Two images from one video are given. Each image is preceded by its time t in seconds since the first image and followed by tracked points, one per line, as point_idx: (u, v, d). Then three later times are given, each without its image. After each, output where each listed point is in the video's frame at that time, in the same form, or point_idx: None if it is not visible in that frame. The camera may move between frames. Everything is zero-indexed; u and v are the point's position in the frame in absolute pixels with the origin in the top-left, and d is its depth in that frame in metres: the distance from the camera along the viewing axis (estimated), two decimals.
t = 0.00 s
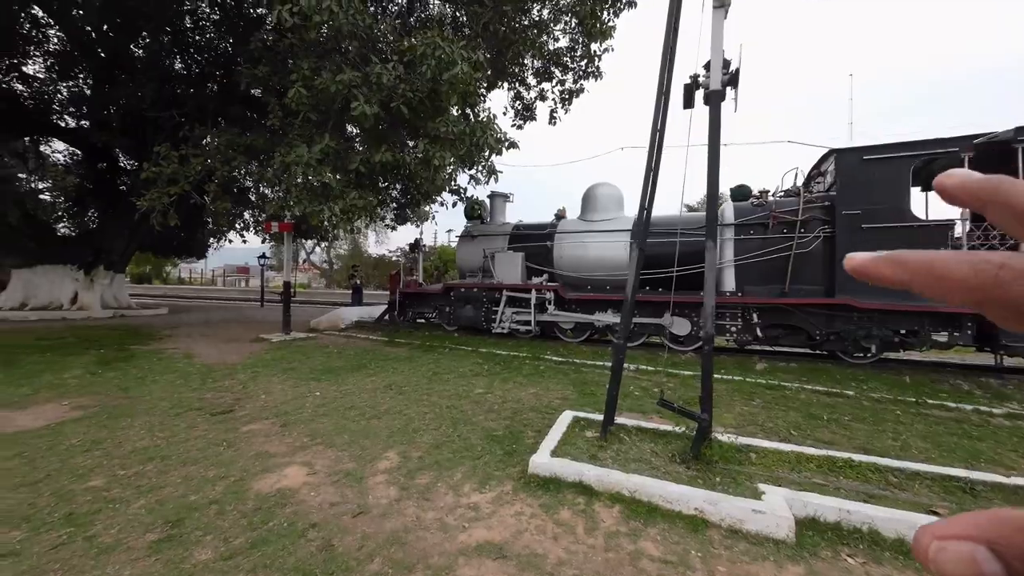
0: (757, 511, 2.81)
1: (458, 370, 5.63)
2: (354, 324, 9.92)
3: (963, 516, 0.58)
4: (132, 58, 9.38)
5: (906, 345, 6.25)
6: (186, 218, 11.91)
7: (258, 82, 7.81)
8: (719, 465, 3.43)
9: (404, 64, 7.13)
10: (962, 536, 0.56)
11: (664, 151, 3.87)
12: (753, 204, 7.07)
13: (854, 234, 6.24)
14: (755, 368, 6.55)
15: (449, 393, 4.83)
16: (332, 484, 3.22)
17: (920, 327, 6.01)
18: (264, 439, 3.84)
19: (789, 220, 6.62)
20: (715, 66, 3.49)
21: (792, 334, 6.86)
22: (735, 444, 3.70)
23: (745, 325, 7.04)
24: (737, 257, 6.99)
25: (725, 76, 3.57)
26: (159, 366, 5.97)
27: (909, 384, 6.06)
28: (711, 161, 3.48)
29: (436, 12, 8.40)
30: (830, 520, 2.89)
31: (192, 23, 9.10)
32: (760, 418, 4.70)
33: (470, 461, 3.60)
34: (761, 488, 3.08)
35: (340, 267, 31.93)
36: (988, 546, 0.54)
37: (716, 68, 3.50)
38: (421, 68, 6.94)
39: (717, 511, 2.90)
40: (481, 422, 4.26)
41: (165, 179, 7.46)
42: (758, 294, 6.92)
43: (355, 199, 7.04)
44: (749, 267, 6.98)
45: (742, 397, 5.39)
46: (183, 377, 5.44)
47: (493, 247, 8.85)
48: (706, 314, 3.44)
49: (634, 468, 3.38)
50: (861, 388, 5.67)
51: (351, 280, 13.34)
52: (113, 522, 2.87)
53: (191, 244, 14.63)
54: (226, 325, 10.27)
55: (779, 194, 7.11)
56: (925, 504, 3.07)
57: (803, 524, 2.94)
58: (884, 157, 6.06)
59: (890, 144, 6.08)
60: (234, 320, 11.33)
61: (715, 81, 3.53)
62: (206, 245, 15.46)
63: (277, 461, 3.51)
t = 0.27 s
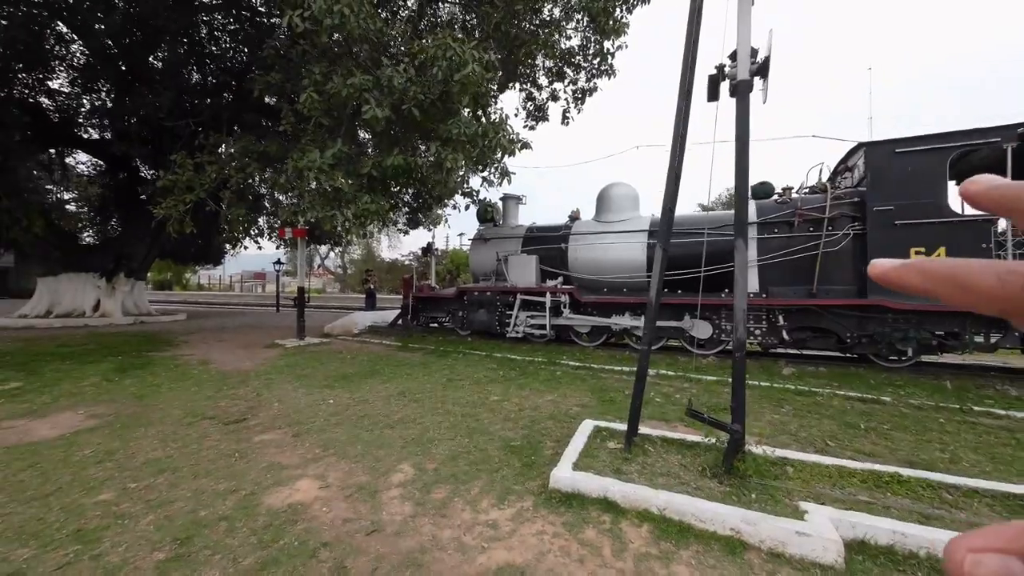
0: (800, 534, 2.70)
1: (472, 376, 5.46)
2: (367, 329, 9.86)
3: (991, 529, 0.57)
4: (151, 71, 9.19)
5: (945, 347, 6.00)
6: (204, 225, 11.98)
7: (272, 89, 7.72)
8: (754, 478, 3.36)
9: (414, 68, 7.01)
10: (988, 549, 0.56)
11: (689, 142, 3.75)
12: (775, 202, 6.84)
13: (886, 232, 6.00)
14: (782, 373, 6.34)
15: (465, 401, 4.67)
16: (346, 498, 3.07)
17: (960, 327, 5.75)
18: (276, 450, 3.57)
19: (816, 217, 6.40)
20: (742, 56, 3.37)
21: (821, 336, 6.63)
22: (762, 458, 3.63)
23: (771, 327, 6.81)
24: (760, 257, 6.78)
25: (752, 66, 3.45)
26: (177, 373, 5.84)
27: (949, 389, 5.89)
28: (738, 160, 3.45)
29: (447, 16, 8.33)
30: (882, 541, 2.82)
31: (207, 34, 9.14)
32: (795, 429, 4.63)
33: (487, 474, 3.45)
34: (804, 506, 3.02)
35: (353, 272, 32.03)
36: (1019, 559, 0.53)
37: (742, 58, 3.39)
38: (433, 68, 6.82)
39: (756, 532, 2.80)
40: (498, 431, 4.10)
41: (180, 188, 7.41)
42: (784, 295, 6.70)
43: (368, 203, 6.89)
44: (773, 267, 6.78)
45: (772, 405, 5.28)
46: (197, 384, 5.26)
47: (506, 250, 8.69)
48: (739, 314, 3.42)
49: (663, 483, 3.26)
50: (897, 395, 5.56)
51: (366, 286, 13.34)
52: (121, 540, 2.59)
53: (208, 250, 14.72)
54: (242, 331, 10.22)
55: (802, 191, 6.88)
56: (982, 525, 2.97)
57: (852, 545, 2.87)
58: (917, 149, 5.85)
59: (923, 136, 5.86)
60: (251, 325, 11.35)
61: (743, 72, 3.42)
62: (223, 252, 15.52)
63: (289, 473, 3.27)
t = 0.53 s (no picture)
0: (834, 552, 2.66)
1: (479, 381, 5.33)
2: (372, 333, 9.75)
3: (950, 466, 0.70)
4: (156, 75, 9.00)
5: (965, 350, 5.90)
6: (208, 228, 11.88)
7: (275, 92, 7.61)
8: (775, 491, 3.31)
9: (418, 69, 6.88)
10: (949, 483, 0.69)
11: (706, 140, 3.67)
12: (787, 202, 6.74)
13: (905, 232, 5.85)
14: (796, 378, 6.21)
15: (472, 407, 4.54)
16: (350, 511, 2.94)
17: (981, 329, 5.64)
18: (279, 459, 3.43)
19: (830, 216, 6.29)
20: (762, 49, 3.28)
21: (835, 339, 6.51)
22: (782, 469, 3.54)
23: (784, 330, 6.69)
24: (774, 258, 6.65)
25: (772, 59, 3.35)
26: (179, 379, 5.71)
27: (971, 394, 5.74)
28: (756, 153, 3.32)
29: (452, 16, 8.24)
30: (919, 560, 2.80)
31: (211, 37, 9.05)
32: (817, 439, 4.55)
33: (497, 485, 3.32)
34: (835, 521, 3.00)
35: (358, 275, 31.93)
36: (969, 490, 0.66)
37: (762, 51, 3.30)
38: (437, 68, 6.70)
39: (785, 550, 2.75)
40: (508, 439, 3.97)
41: (184, 191, 7.28)
42: (798, 297, 6.60)
43: (372, 205, 6.75)
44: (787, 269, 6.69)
45: (788, 411, 5.20)
46: (199, 390, 5.12)
47: (512, 252, 8.55)
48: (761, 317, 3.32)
49: (682, 496, 3.18)
50: (920, 399, 5.45)
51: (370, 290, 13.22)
52: (117, 556, 2.47)
53: (213, 253, 14.63)
54: (246, 334, 10.11)
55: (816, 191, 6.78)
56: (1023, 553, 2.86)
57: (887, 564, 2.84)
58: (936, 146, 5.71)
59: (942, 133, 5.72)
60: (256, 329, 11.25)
61: (762, 65, 3.33)
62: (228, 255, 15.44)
63: (291, 485, 3.13)
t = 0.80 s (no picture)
0: (851, 559, 2.60)
1: (476, 382, 5.19)
2: (365, 332, 9.56)
3: (911, 418, 0.72)
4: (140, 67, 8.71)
5: (962, 349, 5.89)
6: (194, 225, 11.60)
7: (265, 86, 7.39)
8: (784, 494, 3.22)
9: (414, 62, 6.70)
10: (908, 434, 0.71)
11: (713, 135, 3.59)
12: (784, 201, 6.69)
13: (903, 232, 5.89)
14: (795, 378, 6.16)
15: (470, 408, 4.41)
16: (347, 519, 2.80)
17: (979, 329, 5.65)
18: (270, 464, 3.27)
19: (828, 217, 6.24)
20: (772, 43, 3.20)
21: (832, 339, 6.48)
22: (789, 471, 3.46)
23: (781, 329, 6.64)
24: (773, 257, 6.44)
25: (782, 53, 3.27)
26: (164, 380, 5.51)
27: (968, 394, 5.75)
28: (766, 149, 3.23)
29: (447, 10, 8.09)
30: (936, 566, 2.76)
31: (199, 29, 8.79)
32: (818, 438, 4.49)
33: (500, 490, 3.20)
34: (847, 526, 2.95)
35: (349, 274, 31.58)
36: (926, 439, 0.68)
37: (772, 45, 3.22)
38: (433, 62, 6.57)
39: (800, 556, 2.68)
40: (508, 441, 3.85)
41: (169, 186, 7.02)
42: (794, 297, 6.56)
43: (365, 202, 6.57)
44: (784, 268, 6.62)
45: (787, 411, 5.14)
46: (185, 391, 4.91)
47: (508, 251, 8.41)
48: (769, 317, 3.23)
49: (691, 500, 3.09)
50: (918, 400, 5.38)
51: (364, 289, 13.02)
52: (97, 571, 2.30)
53: (200, 250, 14.30)
54: (233, 334, 9.87)
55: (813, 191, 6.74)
56: None
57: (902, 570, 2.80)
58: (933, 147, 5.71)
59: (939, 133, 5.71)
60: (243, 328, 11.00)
61: (772, 59, 3.24)
62: (215, 253, 15.12)
63: (284, 491, 2.97)
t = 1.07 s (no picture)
0: (864, 557, 2.56)
1: (468, 378, 5.05)
2: (349, 327, 9.32)
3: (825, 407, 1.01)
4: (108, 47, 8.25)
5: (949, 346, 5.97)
6: (168, 216, 11.14)
7: (245, 71, 7.05)
8: (791, 492, 3.17)
9: (405, 50, 6.47)
10: (822, 418, 1.00)
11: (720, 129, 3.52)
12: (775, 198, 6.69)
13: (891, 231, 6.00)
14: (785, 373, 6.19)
15: (465, 406, 4.27)
16: (344, 524, 2.64)
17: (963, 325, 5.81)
18: (258, 467, 3.08)
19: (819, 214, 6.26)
20: (783, 35, 3.14)
21: (820, 336, 6.53)
22: (792, 467, 3.43)
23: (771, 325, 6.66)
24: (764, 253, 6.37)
25: (794, 45, 3.21)
26: (139, 378, 5.22)
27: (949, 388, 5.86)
28: (777, 142, 3.16)
29: None
30: (945, 562, 2.74)
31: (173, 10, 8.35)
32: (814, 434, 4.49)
33: (502, 490, 3.08)
34: (856, 523, 2.92)
35: (330, 269, 30.99)
36: (831, 423, 0.98)
37: (783, 37, 3.16)
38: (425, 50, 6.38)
39: (813, 555, 2.63)
40: (506, 439, 3.73)
41: (142, 173, 6.66)
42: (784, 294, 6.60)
43: (354, 193, 6.33)
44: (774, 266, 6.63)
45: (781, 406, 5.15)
46: (162, 390, 4.65)
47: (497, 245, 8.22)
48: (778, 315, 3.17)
49: (698, 499, 3.02)
50: (904, 394, 5.45)
51: (355, 283, 12.74)
52: None
53: (174, 243, 13.77)
54: (211, 329, 9.52)
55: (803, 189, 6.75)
56: None
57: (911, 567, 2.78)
58: (920, 147, 5.88)
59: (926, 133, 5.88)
60: (221, 323, 10.63)
61: (783, 52, 3.19)
62: (191, 246, 14.59)
63: (275, 496, 2.80)
